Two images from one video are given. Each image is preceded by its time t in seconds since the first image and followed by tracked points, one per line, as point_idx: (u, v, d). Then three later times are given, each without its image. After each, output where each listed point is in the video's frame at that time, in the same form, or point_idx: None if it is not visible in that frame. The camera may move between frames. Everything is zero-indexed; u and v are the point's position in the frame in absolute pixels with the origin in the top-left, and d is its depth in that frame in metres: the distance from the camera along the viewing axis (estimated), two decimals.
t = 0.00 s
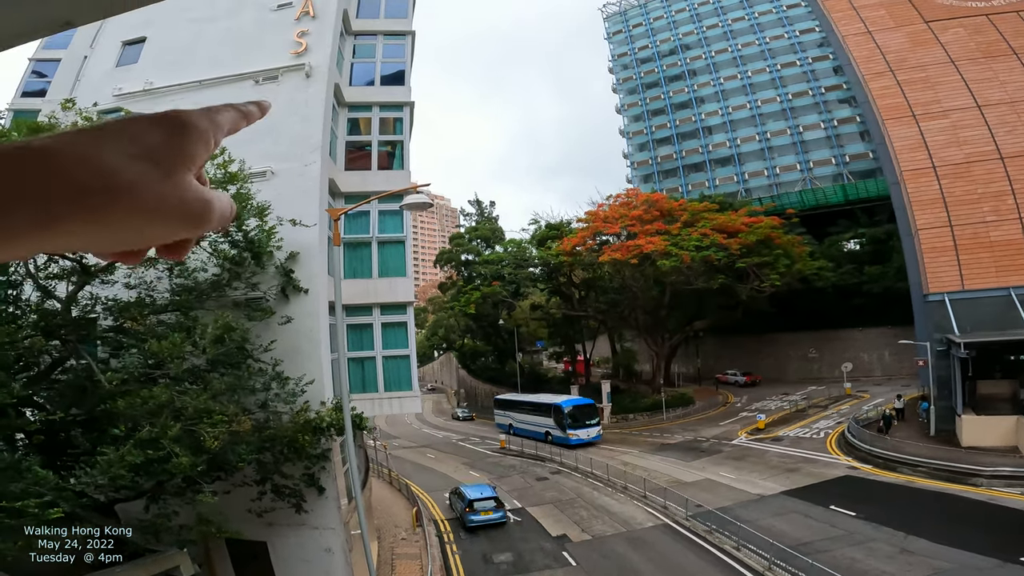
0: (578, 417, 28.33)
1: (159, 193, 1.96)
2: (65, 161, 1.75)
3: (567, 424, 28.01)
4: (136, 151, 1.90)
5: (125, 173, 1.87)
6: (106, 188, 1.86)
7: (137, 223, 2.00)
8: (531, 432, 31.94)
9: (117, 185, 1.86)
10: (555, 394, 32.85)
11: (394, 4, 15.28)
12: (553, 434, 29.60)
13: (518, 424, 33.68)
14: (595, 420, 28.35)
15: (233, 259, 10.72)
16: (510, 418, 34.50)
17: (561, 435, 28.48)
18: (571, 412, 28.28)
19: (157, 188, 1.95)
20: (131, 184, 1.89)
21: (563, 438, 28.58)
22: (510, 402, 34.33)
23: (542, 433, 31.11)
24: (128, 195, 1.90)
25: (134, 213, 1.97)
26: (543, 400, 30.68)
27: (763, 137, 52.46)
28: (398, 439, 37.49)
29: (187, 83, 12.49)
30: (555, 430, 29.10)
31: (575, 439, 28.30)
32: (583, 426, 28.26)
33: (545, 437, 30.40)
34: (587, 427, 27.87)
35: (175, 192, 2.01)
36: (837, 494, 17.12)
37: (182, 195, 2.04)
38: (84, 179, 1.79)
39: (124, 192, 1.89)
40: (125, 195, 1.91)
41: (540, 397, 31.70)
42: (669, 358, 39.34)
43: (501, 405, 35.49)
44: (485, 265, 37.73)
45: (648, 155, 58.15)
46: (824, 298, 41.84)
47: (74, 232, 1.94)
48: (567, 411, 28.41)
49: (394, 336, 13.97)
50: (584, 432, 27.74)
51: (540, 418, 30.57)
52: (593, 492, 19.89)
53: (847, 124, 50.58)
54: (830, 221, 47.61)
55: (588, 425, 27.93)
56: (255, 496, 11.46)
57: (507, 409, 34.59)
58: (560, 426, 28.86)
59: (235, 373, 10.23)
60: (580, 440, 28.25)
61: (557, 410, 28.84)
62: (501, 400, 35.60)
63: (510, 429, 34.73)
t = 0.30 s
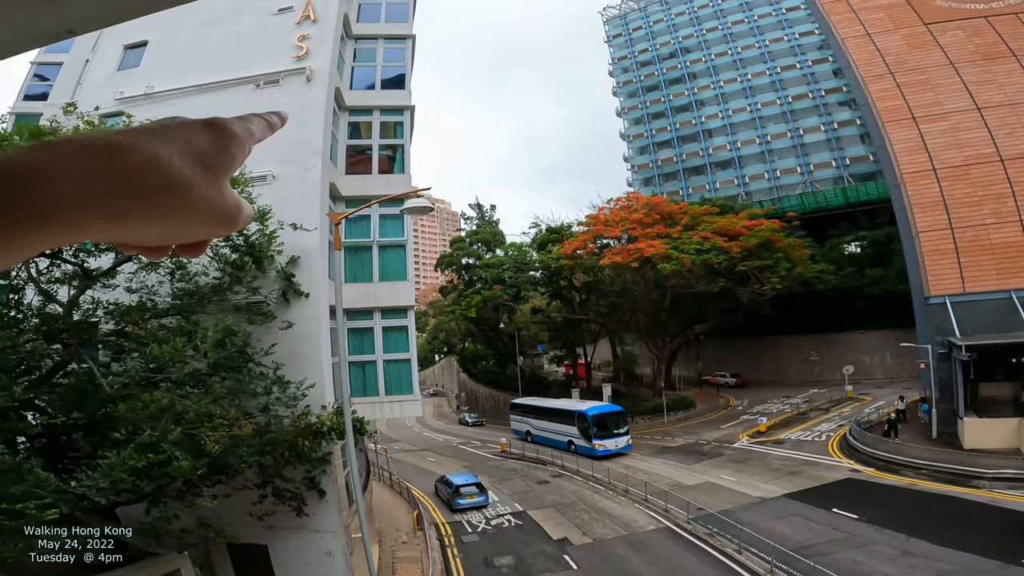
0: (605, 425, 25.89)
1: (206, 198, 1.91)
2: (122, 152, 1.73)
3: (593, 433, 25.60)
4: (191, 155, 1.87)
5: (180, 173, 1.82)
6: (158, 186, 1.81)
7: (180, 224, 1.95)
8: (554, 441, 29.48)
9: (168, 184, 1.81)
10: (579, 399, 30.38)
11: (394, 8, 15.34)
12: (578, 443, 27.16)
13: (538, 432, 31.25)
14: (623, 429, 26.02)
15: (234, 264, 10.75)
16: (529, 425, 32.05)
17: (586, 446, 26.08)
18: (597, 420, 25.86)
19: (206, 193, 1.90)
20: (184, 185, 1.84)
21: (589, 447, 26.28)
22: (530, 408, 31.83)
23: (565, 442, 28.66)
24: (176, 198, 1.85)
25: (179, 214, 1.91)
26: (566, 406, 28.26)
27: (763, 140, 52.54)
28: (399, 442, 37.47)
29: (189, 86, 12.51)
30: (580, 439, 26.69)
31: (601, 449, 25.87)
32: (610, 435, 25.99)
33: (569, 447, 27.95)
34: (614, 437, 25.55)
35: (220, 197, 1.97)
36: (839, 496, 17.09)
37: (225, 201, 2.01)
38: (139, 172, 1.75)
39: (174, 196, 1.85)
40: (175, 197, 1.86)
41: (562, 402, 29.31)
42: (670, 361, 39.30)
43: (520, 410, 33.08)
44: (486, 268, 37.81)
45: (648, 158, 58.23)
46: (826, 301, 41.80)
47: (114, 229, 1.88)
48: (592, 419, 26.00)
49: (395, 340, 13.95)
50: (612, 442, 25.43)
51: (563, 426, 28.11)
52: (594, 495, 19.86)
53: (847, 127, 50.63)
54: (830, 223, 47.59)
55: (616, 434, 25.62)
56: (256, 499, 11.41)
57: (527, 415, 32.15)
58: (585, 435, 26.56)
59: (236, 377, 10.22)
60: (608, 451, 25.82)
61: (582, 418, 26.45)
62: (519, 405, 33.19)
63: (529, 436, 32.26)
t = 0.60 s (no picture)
0: (635, 434, 23.53)
1: (251, 217, 1.96)
2: (177, 172, 1.76)
3: (623, 443, 23.27)
4: (239, 175, 1.88)
5: (230, 197, 1.86)
6: (207, 211, 1.85)
7: (223, 240, 2.00)
8: (578, 452, 27.02)
9: (217, 206, 1.85)
10: (605, 407, 28.04)
11: (395, 13, 15.41)
12: (604, 454, 24.76)
13: (561, 441, 28.78)
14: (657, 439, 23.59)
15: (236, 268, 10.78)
16: (551, 434, 29.61)
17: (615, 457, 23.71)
18: (627, 428, 23.56)
19: (249, 214, 1.94)
20: (231, 206, 1.87)
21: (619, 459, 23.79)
22: (553, 415, 29.45)
23: (591, 452, 26.23)
24: (226, 220, 1.90)
25: (222, 232, 1.96)
26: (593, 413, 25.97)
27: (763, 143, 52.62)
28: (400, 446, 37.42)
29: (190, 91, 12.56)
30: (607, 450, 24.32)
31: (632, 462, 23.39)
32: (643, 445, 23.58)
33: (594, 458, 25.62)
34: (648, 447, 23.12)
35: (262, 218, 2.01)
36: (842, 499, 17.03)
37: (267, 220, 2.04)
38: (193, 196, 1.79)
39: (221, 218, 1.90)
40: (220, 220, 1.90)
41: (588, 409, 27.00)
42: (671, 365, 39.24)
43: (541, 418, 30.71)
44: (487, 273, 37.91)
45: (649, 162, 58.37)
46: (827, 304, 41.77)
47: (160, 248, 1.94)
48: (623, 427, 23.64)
49: (396, 344, 13.94)
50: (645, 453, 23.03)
51: (590, 435, 25.73)
52: (595, 498, 19.80)
53: (847, 130, 50.70)
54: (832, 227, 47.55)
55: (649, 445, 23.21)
56: (257, 502, 11.38)
57: (549, 423, 29.75)
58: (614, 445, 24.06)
59: (238, 381, 10.23)
60: (639, 463, 23.39)
61: (610, 426, 24.20)
62: (541, 412, 30.85)
63: (551, 446, 29.76)
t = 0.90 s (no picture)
0: (668, 445, 20.91)
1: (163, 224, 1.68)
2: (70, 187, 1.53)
3: (655, 455, 20.71)
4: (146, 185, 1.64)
5: (141, 210, 1.61)
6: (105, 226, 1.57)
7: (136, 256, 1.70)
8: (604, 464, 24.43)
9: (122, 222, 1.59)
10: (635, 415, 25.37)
11: (396, 17, 15.45)
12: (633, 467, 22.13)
13: (584, 452, 26.19)
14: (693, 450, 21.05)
15: (237, 272, 10.79)
16: (574, 443, 27.08)
17: (646, 470, 21.14)
18: (659, 438, 20.92)
19: (161, 226, 1.67)
20: (144, 218, 1.62)
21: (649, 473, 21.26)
22: (576, 422, 26.84)
23: (619, 465, 23.49)
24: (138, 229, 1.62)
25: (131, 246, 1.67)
26: (621, 421, 23.38)
27: (764, 147, 52.67)
28: (401, 450, 37.37)
29: (191, 95, 12.63)
30: (637, 462, 21.78)
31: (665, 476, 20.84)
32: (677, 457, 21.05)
33: (621, 471, 23.09)
34: (682, 459, 20.64)
35: (173, 232, 1.74)
36: (844, 502, 17.00)
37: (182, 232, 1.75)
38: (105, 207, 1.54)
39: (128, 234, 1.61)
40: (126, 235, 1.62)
41: (614, 416, 24.38)
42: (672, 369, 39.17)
43: (564, 425, 28.25)
44: (487, 277, 37.92)
45: (650, 165, 58.47)
46: (828, 308, 41.71)
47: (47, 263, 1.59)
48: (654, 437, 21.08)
49: (397, 348, 13.95)
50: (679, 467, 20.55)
51: (617, 446, 23.13)
52: (596, 502, 19.75)
53: (847, 133, 50.77)
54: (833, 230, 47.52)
55: (683, 457, 20.72)
56: (257, 506, 11.36)
57: (572, 431, 27.29)
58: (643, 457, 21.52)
59: (239, 385, 10.24)
60: (674, 478, 20.73)
61: (641, 435, 21.61)
62: (564, 419, 28.38)
63: (574, 457, 27.17)
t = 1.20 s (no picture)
0: (714, 461, 18.15)
1: (228, 254, 1.89)
2: (150, 220, 1.77)
3: (699, 473, 18.01)
4: (213, 217, 1.88)
5: (206, 241, 1.84)
6: (182, 256, 1.81)
7: (199, 289, 1.93)
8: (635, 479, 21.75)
9: (196, 253, 1.82)
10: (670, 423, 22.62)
11: (397, 21, 15.48)
12: (670, 485, 19.49)
13: (612, 464, 23.50)
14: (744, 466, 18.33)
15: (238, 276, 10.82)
16: (601, 455, 24.40)
17: (688, 490, 18.41)
18: (704, 454, 18.16)
19: (227, 257, 1.89)
20: (208, 250, 1.84)
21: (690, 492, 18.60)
22: (603, 432, 24.10)
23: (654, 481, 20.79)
24: (204, 256, 1.84)
25: (197, 279, 1.90)
26: (655, 432, 20.68)
27: (764, 150, 52.69)
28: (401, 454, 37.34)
29: (192, 98, 12.68)
30: (676, 480, 19.07)
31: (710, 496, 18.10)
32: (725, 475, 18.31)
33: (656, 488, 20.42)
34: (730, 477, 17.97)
35: (244, 260, 1.97)
36: (846, 506, 16.94)
37: (247, 262, 1.99)
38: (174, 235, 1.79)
39: (199, 264, 1.85)
40: (199, 266, 1.86)
41: (646, 426, 21.64)
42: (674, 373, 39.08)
43: (588, 434, 25.55)
44: (488, 281, 37.92)
45: (650, 169, 58.59)
46: (829, 312, 41.66)
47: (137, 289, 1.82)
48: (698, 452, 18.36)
49: (398, 352, 13.94)
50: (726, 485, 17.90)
51: (652, 460, 20.39)
52: (597, 506, 19.71)
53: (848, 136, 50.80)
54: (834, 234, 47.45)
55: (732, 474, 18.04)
56: (258, 509, 11.36)
57: (598, 441, 24.63)
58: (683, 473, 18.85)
59: (240, 390, 10.27)
60: (721, 499, 18.02)
61: (681, 450, 18.89)
62: (588, 427, 25.69)
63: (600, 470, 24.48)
